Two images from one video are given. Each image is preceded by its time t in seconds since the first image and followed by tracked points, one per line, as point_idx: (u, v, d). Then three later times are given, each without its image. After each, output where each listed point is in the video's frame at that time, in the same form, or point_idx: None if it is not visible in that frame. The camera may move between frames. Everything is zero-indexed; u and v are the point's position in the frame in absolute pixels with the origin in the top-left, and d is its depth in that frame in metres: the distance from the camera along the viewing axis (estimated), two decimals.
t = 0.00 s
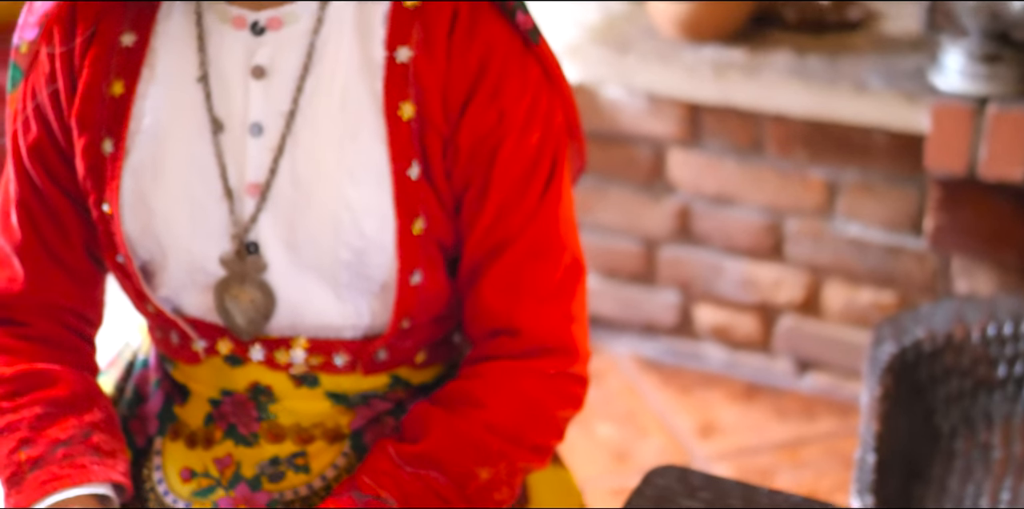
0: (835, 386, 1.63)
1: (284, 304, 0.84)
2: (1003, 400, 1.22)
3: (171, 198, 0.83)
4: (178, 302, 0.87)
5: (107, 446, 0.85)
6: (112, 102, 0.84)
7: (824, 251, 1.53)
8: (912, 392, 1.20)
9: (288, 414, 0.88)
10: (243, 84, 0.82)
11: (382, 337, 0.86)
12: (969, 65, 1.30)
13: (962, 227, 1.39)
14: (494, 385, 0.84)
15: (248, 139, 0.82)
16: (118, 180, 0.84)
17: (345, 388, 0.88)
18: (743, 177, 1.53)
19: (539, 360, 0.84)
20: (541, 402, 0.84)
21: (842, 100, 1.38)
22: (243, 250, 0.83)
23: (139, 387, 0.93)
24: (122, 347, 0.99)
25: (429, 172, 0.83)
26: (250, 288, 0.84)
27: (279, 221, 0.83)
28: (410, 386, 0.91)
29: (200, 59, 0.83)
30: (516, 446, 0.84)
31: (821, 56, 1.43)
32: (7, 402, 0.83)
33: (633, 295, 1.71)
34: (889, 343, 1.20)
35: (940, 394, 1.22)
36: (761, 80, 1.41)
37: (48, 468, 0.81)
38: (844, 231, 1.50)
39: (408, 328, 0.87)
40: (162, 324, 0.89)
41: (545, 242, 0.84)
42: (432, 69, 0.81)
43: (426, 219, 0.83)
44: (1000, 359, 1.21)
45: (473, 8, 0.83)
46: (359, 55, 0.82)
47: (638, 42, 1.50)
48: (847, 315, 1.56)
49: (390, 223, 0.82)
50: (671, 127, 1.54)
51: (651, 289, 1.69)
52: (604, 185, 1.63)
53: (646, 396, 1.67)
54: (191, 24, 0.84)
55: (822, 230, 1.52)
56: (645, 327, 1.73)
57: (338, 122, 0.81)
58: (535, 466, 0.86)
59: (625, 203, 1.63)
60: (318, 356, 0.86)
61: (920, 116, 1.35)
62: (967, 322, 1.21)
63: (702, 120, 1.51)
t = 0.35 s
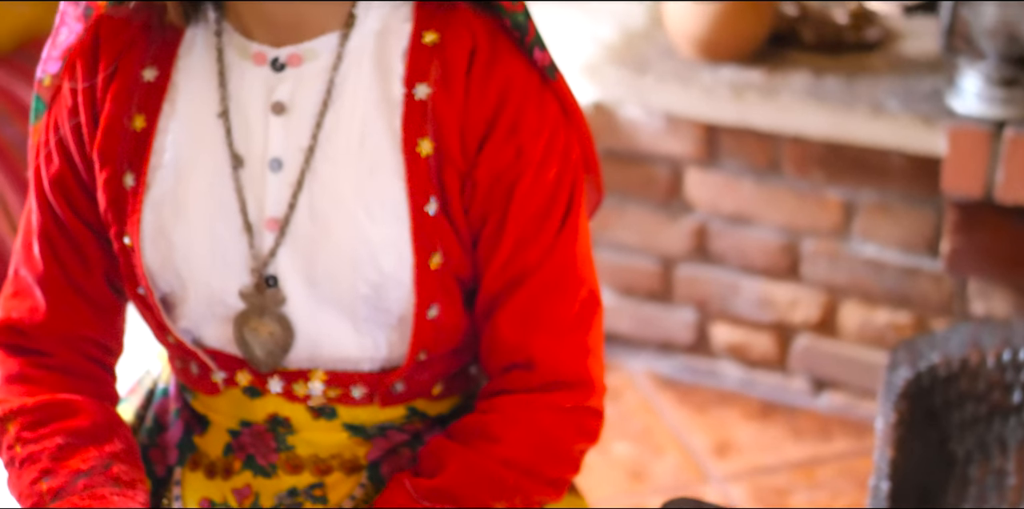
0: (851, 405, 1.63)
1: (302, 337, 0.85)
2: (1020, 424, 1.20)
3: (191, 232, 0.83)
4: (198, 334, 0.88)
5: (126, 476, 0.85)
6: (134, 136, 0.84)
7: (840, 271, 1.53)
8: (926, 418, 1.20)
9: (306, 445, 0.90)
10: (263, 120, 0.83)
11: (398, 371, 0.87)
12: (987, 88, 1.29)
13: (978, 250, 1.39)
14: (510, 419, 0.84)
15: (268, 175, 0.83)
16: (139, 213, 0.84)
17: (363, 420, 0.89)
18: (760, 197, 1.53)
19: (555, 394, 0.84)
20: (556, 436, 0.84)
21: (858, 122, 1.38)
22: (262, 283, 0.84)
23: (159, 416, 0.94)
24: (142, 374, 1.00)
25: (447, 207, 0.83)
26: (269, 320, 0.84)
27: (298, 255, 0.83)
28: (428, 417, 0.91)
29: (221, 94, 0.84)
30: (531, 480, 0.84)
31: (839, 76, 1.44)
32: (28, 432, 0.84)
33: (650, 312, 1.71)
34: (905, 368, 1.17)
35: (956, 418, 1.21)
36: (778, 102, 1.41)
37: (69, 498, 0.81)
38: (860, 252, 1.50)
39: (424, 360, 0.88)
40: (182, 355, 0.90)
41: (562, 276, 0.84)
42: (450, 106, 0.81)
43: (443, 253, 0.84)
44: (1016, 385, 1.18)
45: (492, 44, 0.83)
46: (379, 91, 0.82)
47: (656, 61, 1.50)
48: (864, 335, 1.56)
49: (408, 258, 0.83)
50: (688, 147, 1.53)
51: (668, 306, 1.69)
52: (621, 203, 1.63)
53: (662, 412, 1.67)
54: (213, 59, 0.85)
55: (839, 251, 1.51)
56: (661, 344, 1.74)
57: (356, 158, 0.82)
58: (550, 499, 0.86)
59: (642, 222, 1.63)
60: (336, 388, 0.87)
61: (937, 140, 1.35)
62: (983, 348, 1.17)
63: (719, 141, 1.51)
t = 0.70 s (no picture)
0: (864, 422, 1.63)
1: (319, 366, 0.85)
2: None
3: (210, 264, 0.84)
4: (216, 362, 0.88)
5: (146, 502, 0.86)
6: (155, 168, 0.85)
7: (853, 290, 1.53)
8: (939, 441, 1.20)
9: (322, 472, 0.91)
10: (282, 152, 0.84)
11: (413, 400, 0.88)
12: (1000, 110, 1.31)
13: (991, 270, 1.39)
14: (524, 449, 0.84)
15: (286, 208, 0.83)
16: (159, 243, 0.85)
17: (379, 447, 0.90)
18: (774, 216, 1.53)
19: (570, 424, 0.84)
20: (569, 465, 0.83)
21: (872, 143, 1.38)
22: (281, 313, 0.84)
23: (177, 441, 0.96)
24: (161, 398, 1.01)
25: (464, 239, 0.84)
26: (287, 351, 0.85)
27: (315, 286, 0.84)
28: (443, 444, 0.92)
29: (240, 126, 0.85)
30: None
31: (853, 95, 1.44)
32: (48, 459, 0.85)
33: (664, 329, 1.72)
34: (916, 391, 1.18)
35: (968, 441, 1.20)
36: (793, 122, 1.42)
37: None
38: (874, 270, 1.50)
39: (440, 389, 0.89)
40: (201, 382, 0.91)
41: (578, 308, 0.84)
42: (467, 139, 0.82)
43: (460, 285, 0.84)
44: None
45: (509, 78, 0.84)
46: (396, 125, 0.83)
47: (670, 79, 1.51)
48: (877, 353, 1.56)
49: (424, 290, 0.83)
50: (703, 165, 1.54)
51: (682, 323, 1.70)
52: (636, 221, 1.64)
53: (676, 429, 1.67)
54: (233, 92, 0.86)
55: (852, 269, 1.52)
56: (675, 360, 1.74)
57: (374, 191, 0.82)
58: None
59: (657, 238, 1.64)
60: (352, 416, 0.88)
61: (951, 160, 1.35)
62: (995, 371, 1.16)
63: (734, 159, 1.52)
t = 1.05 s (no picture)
0: (873, 436, 1.64)
1: (333, 390, 0.87)
2: None
3: (227, 290, 0.86)
4: (232, 384, 0.90)
5: None
6: (173, 195, 0.87)
7: (863, 306, 1.54)
8: (947, 459, 1.19)
9: (336, 492, 0.93)
10: (298, 180, 0.85)
11: (427, 422, 0.89)
12: (1010, 129, 1.32)
13: (1000, 287, 1.40)
14: (535, 473, 0.85)
15: (302, 235, 0.85)
16: (177, 269, 0.86)
17: (392, 468, 0.92)
18: (785, 231, 1.54)
19: (579, 447, 0.85)
20: (578, 490, 0.84)
21: (882, 162, 1.39)
22: (296, 337, 0.86)
23: (194, 460, 0.98)
24: (178, 418, 1.02)
25: (476, 266, 0.85)
26: (302, 374, 0.86)
27: (330, 311, 0.85)
28: (455, 465, 0.94)
29: (257, 155, 0.86)
30: None
31: (864, 113, 1.46)
32: (67, 478, 0.87)
33: (676, 342, 1.73)
34: (924, 408, 1.18)
35: (976, 458, 1.21)
36: (804, 140, 1.43)
37: None
38: (883, 286, 1.51)
39: (452, 412, 0.90)
40: (217, 403, 0.93)
41: (588, 334, 0.85)
42: (479, 169, 0.83)
43: (471, 311, 0.86)
44: None
45: (521, 109, 0.85)
46: (410, 154, 0.84)
47: (683, 96, 1.53)
48: (887, 368, 1.57)
49: (437, 316, 0.85)
50: (714, 181, 1.55)
51: (693, 336, 1.71)
52: (647, 235, 1.66)
53: (686, 442, 1.68)
54: (250, 121, 0.88)
55: (862, 285, 1.52)
56: (686, 373, 1.76)
57: (388, 220, 0.84)
58: None
59: (668, 253, 1.66)
60: (366, 438, 0.90)
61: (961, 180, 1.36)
62: (1002, 389, 1.16)
63: (745, 175, 1.53)
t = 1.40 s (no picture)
0: (877, 443, 1.65)
1: (343, 401, 0.89)
2: None
3: (240, 302, 0.88)
4: (244, 394, 0.92)
5: None
6: (187, 210, 0.89)
7: (868, 314, 1.55)
8: (950, 468, 1.20)
9: (346, 500, 0.94)
10: (310, 195, 0.87)
11: (434, 431, 0.91)
12: (1014, 141, 1.33)
13: (1005, 297, 1.41)
14: (541, 482, 0.86)
15: (313, 249, 0.87)
16: (191, 282, 0.88)
17: (400, 477, 0.94)
18: (791, 240, 1.56)
19: (583, 458, 0.87)
20: (582, 499, 0.86)
21: (888, 173, 1.40)
22: (306, 349, 0.88)
23: (207, 468, 1.00)
24: (192, 425, 1.05)
25: (483, 280, 0.87)
26: (313, 385, 0.88)
27: (340, 324, 0.87)
28: (462, 473, 0.96)
29: (270, 170, 0.88)
30: None
31: (869, 124, 1.47)
32: (82, 486, 0.89)
33: (683, 349, 1.74)
34: (927, 418, 1.17)
35: (977, 468, 1.22)
36: (809, 150, 1.45)
37: None
38: (888, 295, 1.52)
39: (459, 422, 0.92)
40: (230, 413, 0.95)
41: (593, 347, 0.87)
42: (486, 185, 0.85)
43: (479, 324, 0.87)
44: None
45: (528, 127, 0.87)
46: (419, 171, 0.86)
47: (691, 106, 1.56)
48: (892, 376, 1.58)
49: (445, 329, 0.86)
50: (721, 190, 1.57)
51: (700, 344, 1.72)
52: (655, 243, 1.67)
53: (693, 449, 1.69)
54: (263, 137, 0.89)
55: (868, 294, 1.54)
56: (693, 380, 1.77)
57: (397, 235, 0.86)
58: None
59: (675, 261, 1.67)
60: (375, 447, 0.91)
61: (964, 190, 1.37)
62: (1005, 399, 1.18)
63: (752, 185, 1.55)
